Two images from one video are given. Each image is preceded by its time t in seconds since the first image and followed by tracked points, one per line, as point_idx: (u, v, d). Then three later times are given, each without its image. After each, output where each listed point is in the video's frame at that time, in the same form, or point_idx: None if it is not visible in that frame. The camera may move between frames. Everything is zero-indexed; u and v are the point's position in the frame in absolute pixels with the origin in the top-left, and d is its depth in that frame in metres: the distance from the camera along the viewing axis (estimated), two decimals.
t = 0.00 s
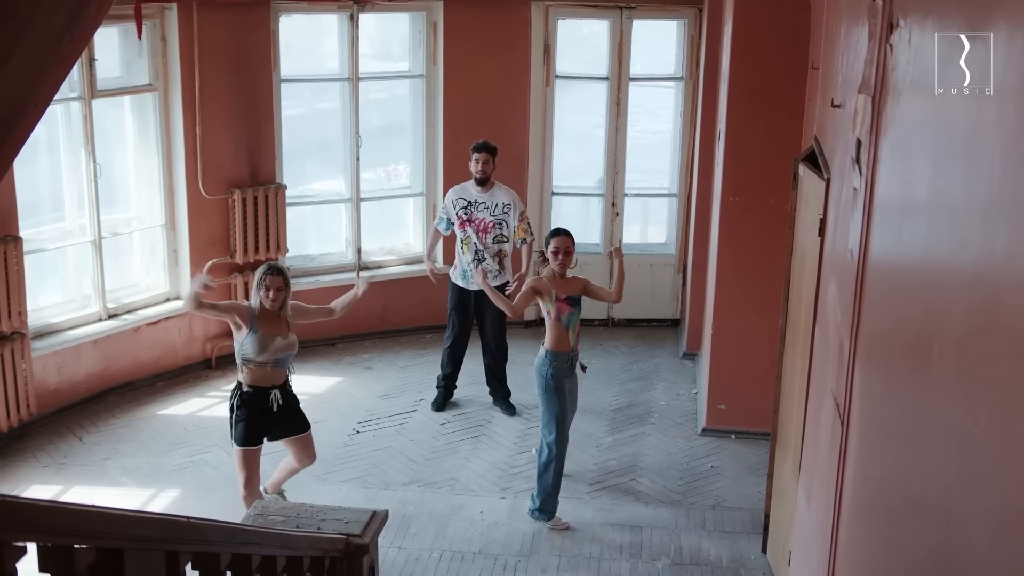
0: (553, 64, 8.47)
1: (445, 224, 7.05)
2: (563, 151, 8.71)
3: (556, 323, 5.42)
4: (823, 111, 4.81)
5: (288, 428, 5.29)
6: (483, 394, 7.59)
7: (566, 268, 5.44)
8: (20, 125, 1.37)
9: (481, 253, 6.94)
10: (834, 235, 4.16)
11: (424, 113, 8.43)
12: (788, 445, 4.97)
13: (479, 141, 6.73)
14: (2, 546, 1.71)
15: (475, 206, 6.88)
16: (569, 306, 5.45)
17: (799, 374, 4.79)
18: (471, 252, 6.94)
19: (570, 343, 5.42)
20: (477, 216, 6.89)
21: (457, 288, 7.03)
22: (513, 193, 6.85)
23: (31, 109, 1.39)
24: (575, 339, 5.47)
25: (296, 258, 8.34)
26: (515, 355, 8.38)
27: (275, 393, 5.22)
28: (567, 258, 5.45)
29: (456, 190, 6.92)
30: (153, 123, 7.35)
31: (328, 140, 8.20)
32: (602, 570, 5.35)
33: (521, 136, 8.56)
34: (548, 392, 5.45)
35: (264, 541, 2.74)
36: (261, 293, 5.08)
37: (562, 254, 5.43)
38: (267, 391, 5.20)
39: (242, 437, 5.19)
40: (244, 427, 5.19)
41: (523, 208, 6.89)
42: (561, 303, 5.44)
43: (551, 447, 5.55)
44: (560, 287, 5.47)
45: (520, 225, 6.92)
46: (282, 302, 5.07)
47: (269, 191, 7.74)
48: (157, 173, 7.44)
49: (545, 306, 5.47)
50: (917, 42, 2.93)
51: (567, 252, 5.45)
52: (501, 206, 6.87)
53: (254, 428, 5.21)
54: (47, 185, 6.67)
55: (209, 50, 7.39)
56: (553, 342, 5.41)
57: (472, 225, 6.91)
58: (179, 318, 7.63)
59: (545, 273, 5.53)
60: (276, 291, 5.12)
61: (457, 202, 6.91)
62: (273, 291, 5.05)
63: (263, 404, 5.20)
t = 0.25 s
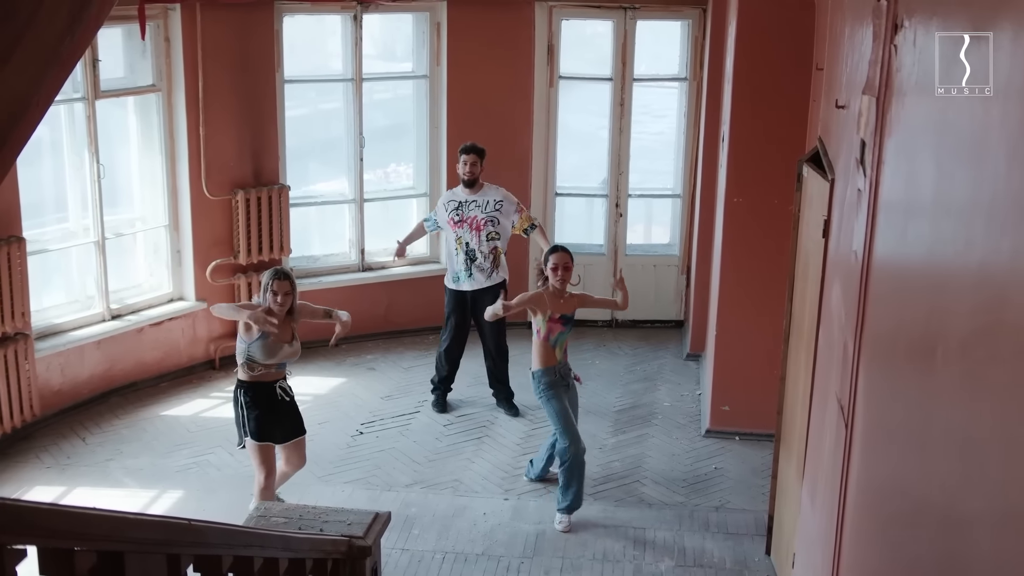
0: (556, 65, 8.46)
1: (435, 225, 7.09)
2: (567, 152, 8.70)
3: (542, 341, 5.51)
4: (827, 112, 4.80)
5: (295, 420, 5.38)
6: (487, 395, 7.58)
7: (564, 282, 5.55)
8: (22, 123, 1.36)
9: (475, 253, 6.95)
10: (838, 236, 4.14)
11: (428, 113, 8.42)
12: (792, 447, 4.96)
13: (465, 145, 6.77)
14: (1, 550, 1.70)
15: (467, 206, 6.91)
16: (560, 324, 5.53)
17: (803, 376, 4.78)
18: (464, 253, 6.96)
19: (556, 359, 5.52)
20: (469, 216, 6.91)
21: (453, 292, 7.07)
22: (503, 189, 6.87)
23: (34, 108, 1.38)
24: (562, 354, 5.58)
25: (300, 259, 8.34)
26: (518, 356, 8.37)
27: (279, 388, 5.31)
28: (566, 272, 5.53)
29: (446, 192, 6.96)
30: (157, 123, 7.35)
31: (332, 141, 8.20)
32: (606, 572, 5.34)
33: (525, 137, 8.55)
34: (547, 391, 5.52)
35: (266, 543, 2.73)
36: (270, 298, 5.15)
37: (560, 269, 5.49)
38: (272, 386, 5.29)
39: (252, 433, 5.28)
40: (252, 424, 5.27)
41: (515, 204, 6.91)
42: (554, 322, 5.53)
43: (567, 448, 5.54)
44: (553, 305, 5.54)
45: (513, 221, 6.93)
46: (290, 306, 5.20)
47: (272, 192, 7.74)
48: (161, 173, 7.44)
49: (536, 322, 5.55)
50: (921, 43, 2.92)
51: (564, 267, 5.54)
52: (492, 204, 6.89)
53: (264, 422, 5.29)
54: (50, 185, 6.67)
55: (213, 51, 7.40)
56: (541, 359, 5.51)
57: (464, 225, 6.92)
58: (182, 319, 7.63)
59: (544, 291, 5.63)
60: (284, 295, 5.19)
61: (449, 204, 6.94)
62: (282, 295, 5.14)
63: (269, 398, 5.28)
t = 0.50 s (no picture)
0: (560, 65, 8.45)
1: (429, 223, 7.15)
2: (570, 152, 8.69)
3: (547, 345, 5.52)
4: (831, 112, 4.79)
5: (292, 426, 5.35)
6: (490, 396, 7.57)
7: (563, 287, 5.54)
8: (23, 126, 1.36)
9: (469, 250, 6.98)
10: (842, 237, 4.13)
11: (431, 114, 8.42)
12: (796, 448, 4.94)
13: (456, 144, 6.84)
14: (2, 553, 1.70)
15: (459, 204, 6.96)
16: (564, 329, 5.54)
17: (807, 377, 4.77)
18: (458, 251, 7.00)
19: (561, 366, 5.53)
20: (462, 213, 6.96)
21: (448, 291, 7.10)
22: (494, 184, 6.93)
23: (35, 109, 1.38)
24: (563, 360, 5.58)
25: (303, 259, 8.34)
26: (522, 357, 8.37)
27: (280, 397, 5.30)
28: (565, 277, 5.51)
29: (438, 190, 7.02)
30: (160, 124, 7.35)
31: (335, 141, 8.20)
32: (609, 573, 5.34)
33: (528, 137, 8.55)
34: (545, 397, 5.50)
35: (268, 545, 2.73)
36: (275, 297, 5.19)
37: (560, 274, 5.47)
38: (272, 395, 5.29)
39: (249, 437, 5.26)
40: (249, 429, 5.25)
41: (506, 199, 6.97)
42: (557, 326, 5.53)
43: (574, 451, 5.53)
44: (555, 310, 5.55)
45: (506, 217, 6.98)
46: (294, 304, 5.23)
47: (276, 193, 7.74)
48: (164, 174, 7.45)
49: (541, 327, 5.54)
50: (926, 43, 2.91)
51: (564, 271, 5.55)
52: (484, 199, 6.94)
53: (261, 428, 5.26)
54: (53, 187, 6.68)
55: (216, 52, 7.40)
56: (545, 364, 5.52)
57: (458, 223, 6.98)
58: (185, 320, 7.63)
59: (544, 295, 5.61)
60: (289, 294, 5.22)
61: (441, 203, 7.00)
62: (286, 293, 5.17)
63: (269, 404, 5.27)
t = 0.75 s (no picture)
0: (564, 66, 8.44)
1: (421, 227, 7.12)
2: (574, 153, 8.68)
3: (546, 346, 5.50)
4: (835, 113, 4.77)
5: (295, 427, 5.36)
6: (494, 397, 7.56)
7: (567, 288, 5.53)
8: (22, 127, 1.36)
9: (464, 254, 6.99)
10: (846, 238, 4.12)
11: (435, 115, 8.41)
12: (800, 449, 4.93)
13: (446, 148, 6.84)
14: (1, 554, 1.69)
15: (452, 208, 6.95)
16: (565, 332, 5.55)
17: (811, 377, 4.76)
18: (453, 255, 7.01)
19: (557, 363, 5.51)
20: (456, 217, 6.95)
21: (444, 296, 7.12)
22: (486, 187, 6.93)
23: (34, 112, 1.38)
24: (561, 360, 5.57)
25: (307, 260, 8.33)
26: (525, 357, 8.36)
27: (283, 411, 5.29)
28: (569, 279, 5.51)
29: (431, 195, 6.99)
30: (163, 125, 7.35)
31: (338, 142, 8.20)
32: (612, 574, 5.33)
33: (532, 138, 8.54)
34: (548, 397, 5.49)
35: (271, 547, 2.72)
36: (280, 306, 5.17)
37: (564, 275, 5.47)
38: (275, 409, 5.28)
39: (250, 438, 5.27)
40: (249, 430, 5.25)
41: (500, 200, 6.97)
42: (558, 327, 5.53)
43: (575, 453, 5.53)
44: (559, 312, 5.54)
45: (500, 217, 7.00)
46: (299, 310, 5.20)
47: (279, 194, 7.74)
48: (168, 175, 7.44)
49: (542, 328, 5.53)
50: (930, 43, 2.89)
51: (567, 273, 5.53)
52: (478, 202, 6.94)
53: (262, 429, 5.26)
54: (57, 188, 6.68)
55: (219, 53, 7.40)
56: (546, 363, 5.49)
57: (452, 227, 6.97)
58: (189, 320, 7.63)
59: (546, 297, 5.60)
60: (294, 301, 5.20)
61: (434, 207, 6.98)
62: (290, 299, 5.15)
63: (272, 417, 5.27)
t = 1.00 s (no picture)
0: (568, 64, 8.43)
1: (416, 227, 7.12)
2: (578, 151, 8.67)
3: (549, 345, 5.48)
4: (840, 111, 4.76)
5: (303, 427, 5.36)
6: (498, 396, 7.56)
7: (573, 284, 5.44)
8: (23, 128, 1.35)
9: (459, 253, 6.99)
10: (851, 236, 4.11)
11: (439, 113, 8.40)
12: (805, 448, 4.92)
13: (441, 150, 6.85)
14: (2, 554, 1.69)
15: (447, 208, 6.97)
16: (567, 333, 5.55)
17: (816, 375, 4.75)
18: (448, 254, 7.01)
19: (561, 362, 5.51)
20: (451, 217, 6.97)
21: (438, 295, 7.08)
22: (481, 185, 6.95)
23: (35, 112, 1.37)
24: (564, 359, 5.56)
25: (311, 258, 8.33)
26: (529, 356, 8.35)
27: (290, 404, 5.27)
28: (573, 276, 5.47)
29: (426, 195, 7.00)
30: (168, 123, 7.35)
31: (343, 141, 8.19)
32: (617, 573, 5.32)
33: (536, 136, 8.53)
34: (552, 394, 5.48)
35: (274, 546, 2.71)
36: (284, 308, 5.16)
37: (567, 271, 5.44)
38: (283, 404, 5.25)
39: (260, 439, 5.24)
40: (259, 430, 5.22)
41: (494, 199, 6.99)
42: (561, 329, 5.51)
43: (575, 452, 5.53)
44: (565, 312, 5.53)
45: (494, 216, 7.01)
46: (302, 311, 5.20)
47: (284, 192, 7.74)
48: (172, 173, 7.45)
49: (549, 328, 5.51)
50: (936, 40, 2.88)
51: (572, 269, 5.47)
52: (472, 201, 6.95)
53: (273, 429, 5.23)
54: (61, 186, 6.68)
55: (224, 51, 7.40)
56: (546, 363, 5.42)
57: (447, 226, 6.99)
58: (193, 319, 7.64)
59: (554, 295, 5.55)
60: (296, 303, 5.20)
61: (428, 208, 6.99)
62: (293, 300, 5.15)
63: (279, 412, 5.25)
